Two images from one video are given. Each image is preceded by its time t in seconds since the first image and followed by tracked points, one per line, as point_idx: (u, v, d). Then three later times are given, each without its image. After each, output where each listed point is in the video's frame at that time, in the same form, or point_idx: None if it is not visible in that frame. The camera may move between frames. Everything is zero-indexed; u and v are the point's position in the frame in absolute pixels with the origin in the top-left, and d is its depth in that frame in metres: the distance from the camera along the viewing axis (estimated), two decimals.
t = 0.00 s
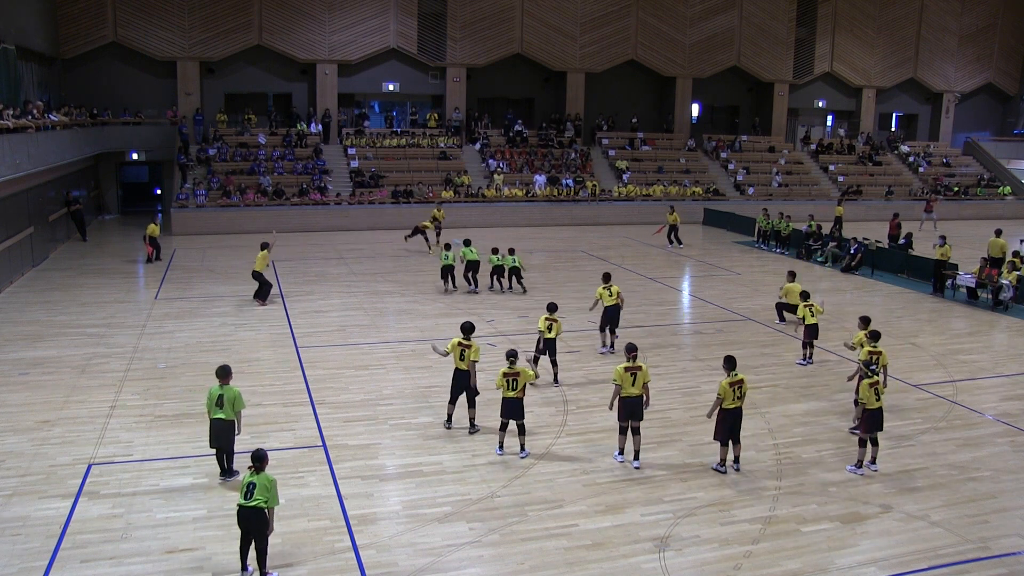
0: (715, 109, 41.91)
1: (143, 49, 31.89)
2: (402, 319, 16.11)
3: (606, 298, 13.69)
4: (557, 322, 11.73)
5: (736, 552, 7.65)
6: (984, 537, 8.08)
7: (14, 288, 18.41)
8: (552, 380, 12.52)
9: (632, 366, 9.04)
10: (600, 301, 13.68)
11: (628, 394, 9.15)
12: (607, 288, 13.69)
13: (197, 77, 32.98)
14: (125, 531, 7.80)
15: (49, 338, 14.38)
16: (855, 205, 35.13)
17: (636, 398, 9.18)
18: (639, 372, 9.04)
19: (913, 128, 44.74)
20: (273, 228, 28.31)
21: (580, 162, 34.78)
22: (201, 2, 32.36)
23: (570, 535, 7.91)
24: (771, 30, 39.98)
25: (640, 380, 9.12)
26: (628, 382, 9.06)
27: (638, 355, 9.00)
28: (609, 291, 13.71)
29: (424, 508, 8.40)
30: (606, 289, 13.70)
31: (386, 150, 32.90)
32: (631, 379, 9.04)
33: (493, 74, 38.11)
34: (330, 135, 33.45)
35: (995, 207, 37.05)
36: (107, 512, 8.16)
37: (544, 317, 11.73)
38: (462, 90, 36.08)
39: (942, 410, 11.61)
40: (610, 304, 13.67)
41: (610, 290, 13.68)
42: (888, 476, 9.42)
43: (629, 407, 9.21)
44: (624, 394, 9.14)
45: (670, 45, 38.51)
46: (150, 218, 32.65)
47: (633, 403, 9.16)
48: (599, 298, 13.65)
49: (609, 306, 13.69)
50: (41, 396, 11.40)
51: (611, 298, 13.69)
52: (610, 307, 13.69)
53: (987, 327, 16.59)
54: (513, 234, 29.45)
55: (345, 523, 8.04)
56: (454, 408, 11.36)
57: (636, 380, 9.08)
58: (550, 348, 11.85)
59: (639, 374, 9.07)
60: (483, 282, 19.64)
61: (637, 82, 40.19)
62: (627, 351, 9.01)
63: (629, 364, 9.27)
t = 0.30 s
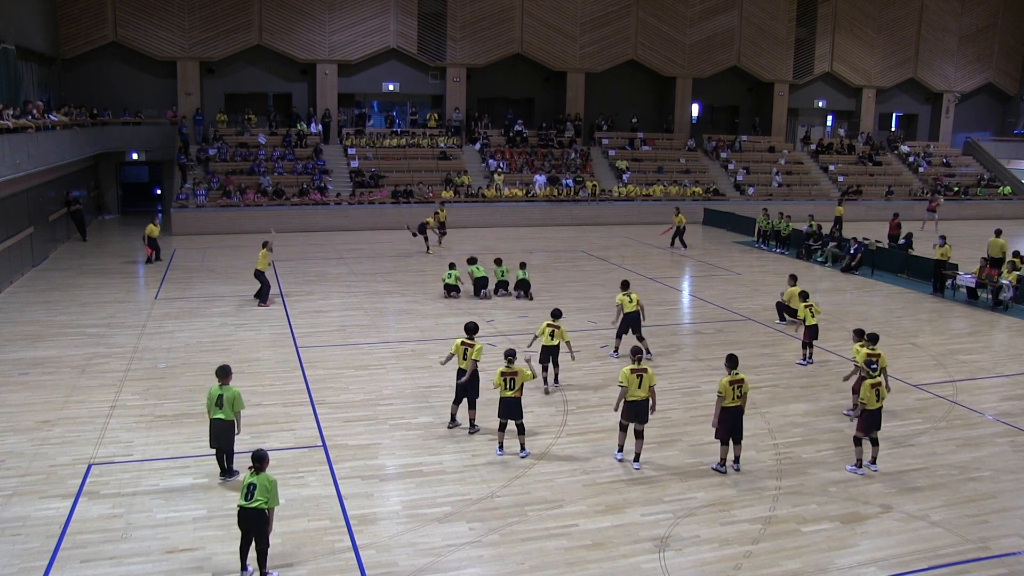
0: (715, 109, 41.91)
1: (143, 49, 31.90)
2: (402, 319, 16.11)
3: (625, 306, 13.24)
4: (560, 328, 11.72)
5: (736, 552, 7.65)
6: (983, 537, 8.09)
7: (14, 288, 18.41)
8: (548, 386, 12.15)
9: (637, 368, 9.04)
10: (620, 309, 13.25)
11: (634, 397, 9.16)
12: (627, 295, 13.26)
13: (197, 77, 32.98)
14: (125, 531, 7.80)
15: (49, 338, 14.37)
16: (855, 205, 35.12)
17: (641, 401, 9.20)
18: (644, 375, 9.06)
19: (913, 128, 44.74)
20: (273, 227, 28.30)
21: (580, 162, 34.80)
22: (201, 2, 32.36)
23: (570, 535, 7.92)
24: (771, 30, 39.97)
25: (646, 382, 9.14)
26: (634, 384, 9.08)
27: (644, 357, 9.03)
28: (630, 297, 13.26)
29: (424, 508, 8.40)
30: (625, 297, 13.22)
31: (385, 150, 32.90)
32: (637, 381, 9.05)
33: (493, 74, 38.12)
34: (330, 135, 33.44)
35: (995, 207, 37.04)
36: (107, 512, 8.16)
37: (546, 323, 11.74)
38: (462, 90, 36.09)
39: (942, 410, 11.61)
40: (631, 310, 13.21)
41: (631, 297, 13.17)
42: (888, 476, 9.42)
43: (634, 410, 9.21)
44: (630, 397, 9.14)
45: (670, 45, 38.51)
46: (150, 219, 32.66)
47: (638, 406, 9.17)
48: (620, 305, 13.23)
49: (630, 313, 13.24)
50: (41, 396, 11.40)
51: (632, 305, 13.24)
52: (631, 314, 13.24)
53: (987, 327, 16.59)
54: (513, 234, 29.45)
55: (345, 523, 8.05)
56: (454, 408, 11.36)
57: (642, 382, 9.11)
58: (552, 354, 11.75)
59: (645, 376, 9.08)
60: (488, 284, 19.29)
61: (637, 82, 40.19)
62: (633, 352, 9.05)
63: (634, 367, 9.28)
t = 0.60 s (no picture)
0: (715, 109, 41.91)
1: (143, 49, 31.90)
2: (402, 319, 16.12)
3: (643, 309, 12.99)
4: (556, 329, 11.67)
5: (736, 552, 7.64)
6: (984, 537, 8.08)
7: (14, 288, 18.41)
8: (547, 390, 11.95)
9: (638, 368, 9.11)
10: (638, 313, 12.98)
11: (635, 398, 9.15)
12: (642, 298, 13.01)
13: (197, 77, 32.98)
14: (125, 531, 7.80)
15: (49, 338, 14.37)
16: (855, 205, 35.10)
17: (643, 401, 9.17)
18: (645, 374, 9.09)
19: (913, 128, 44.75)
20: (273, 227, 28.30)
21: (580, 162, 34.81)
22: (201, 2, 32.36)
23: (570, 535, 7.91)
24: (771, 30, 39.97)
25: (647, 382, 9.15)
26: (635, 383, 9.11)
27: (645, 357, 9.09)
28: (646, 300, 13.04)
29: (424, 508, 8.40)
30: (642, 300, 13.00)
31: (385, 150, 32.90)
32: (638, 381, 9.09)
33: (493, 74, 38.12)
34: (330, 135, 33.44)
35: (996, 207, 37.03)
36: (107, 512, 8.16)
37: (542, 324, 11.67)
38: (462, 90, 36.09)
39: (942, 410, 11.61)
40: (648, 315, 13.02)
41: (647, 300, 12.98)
42: (888, 476, 9.41)
43: (635, 410, 9.18)
44: (631, 396, 9.14)
45: (670, 45, 38.52)
46: (150, 218, 32.66)
47: (639, 406, 9.14)
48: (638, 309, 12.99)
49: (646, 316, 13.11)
50: (41, 396, 11.40)
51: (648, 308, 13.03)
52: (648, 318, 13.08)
53: (988, 327, 16.58)
54: (513, 234, 29.45)
55: (345, 523, 8.04)
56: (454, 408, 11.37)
57: (643, 382, 9.13)
58: (550, 355, 11.68)
59: (646, 376, 9.11)
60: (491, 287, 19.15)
61: (637, 82, 40.19)
62: (634, 352, 9.10)
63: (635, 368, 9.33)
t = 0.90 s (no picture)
0: (715, 109, 41.91)
1: (143, 49, 31.90)
2: (402, 319, 16.12)
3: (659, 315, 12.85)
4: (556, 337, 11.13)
5: (736, 552, 7.64)
6: (984, 537, 8.08)
7: (14, 288, 18.41)
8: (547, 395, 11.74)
9: (643, 368, 9.10)
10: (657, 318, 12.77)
11: (639, 398, 9.13)
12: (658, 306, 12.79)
13: (197, 77, 32.98)
14: (125, 531, 7.80)
15: (49, 338, 14.37)
16: (855, 205, 35.07)
17: (647, 402, 9.15)
18: (649, 374, 9.08)
19: (913, 128, 44.74)
20: (273, 228, 28.28)
21: (580, 162, 34.82)
22: (201, 2, 32.35)
23: (570, 535, 7.91)
24: (771, 30, 39.96)
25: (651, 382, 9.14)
26: (639, 384, 9.10)
27: (650, 357, 9.08)
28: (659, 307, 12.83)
29: (424, 508, 8.40)
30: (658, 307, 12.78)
31: (385, 150, 32.91)
32: (642, 381, 9.08)
33: (493, 74, 38.12)
34: (330, 135, 33.44)
35: (996, 207, 37.01)
36: (107, 512, 8.16)
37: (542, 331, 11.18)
38: (462, 90, 36.09)
39: (942, 410, 11.61)
40: (660, 324, 12.97)
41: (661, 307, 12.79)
42: (888, 476, 9.42)
43: (640, 411, 9.16)
44: (634, 397, 9.14)
45: (670, 45, 38.51)
46: (150, 218, 32.66)
47: (643, 408, 9.11)
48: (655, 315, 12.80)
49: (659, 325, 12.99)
50: (41, 396, 11.40)
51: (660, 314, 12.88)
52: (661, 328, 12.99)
53: (987, 327, 16.58)
54: (513, 234, 29.45)
55: (345, 523, 8.04)
56: (454, 407, 11.37)
57: (647, 382, 9.11)
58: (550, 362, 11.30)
59: (650, 376, 9.10)
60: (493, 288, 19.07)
61: (637, 82, 40.20)
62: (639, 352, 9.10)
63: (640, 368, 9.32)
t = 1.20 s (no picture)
0: (715, 109, 41.91)
1: (143, 49, 31.90)
2: (402, 319, 16.12)
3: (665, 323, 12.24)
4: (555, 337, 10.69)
5: (736, 552, 7.65)
6: (983, 537, 8.09)
7: (14, 288, 18.40)
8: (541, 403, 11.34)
9: (657, 366, 9.11)
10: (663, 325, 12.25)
11: (651, 397, 9.17)
12: (666, 311, 12.20)
13: (198, 77, 32.98)
14: (125, 531, 7.80)
15: (49, 338, 14.37)
16: (855, 205, 35.06)
17: (658, 401, 9.18)
18: (662, 373, 9.07)
19: (913, 128, 44.75)
20: (272, 228, 28.29)
21: (580, 162, 34.83)
22: (201, 2, 32.35)
23: (571, 535, 7.92)
24: (771, 30, 39.95)
25: (663, 382, 9.15)
26: (651, 381, 9.12)
27: (663, 356, 9.09)
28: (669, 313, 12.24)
29: (425, 508, 8.40)
30: (665, 313, 12.20)
31: (385, 150, 32.92)
32: (654, 379, 9.09)
33: (493, 74, 38.13)
34: (330, 135, 33.44)
35: (996, 207, 37.00)
36: (107, 512, 8.16)
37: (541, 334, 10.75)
38: (462, 90, 36.09)
39: (942, 410, 11.61)
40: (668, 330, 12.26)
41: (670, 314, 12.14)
42: (888, 476, 9.42)
43: (652, 409, 9.19)
44: (647, 395, 9.18)
45: (670, 45, 38.51)
46: (150, 218, 32.68)
47: (655, 405, 9.15)
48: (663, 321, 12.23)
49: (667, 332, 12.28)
50: (41, 396, 11.40)
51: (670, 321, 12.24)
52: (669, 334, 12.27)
53: (987, 327, 16.58)
54: (514, 234, 29.45)
55: (345, 523, 8.04)
56: (454, 407, 11.37)
57: (659, 381, 9.12)
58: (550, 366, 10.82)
59: (662, 375, 9.10)
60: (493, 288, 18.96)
61: (637, 82, 40.20)
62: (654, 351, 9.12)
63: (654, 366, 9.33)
